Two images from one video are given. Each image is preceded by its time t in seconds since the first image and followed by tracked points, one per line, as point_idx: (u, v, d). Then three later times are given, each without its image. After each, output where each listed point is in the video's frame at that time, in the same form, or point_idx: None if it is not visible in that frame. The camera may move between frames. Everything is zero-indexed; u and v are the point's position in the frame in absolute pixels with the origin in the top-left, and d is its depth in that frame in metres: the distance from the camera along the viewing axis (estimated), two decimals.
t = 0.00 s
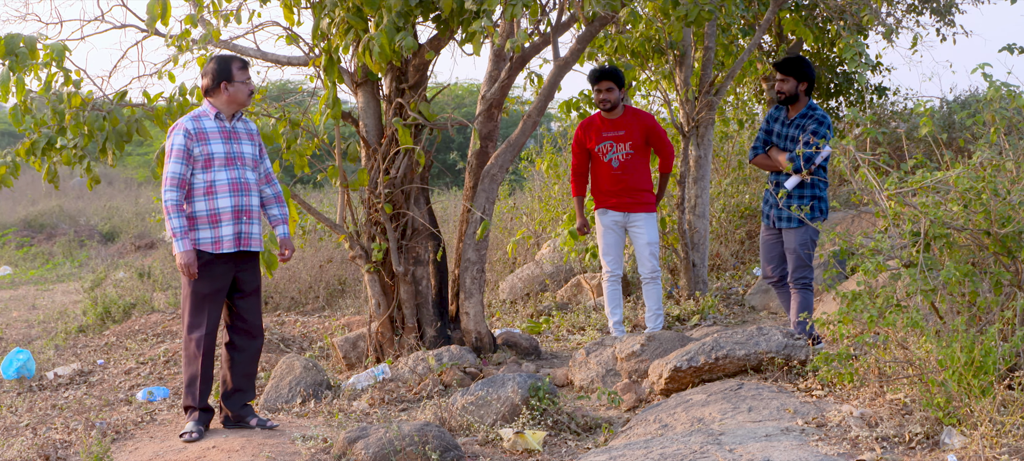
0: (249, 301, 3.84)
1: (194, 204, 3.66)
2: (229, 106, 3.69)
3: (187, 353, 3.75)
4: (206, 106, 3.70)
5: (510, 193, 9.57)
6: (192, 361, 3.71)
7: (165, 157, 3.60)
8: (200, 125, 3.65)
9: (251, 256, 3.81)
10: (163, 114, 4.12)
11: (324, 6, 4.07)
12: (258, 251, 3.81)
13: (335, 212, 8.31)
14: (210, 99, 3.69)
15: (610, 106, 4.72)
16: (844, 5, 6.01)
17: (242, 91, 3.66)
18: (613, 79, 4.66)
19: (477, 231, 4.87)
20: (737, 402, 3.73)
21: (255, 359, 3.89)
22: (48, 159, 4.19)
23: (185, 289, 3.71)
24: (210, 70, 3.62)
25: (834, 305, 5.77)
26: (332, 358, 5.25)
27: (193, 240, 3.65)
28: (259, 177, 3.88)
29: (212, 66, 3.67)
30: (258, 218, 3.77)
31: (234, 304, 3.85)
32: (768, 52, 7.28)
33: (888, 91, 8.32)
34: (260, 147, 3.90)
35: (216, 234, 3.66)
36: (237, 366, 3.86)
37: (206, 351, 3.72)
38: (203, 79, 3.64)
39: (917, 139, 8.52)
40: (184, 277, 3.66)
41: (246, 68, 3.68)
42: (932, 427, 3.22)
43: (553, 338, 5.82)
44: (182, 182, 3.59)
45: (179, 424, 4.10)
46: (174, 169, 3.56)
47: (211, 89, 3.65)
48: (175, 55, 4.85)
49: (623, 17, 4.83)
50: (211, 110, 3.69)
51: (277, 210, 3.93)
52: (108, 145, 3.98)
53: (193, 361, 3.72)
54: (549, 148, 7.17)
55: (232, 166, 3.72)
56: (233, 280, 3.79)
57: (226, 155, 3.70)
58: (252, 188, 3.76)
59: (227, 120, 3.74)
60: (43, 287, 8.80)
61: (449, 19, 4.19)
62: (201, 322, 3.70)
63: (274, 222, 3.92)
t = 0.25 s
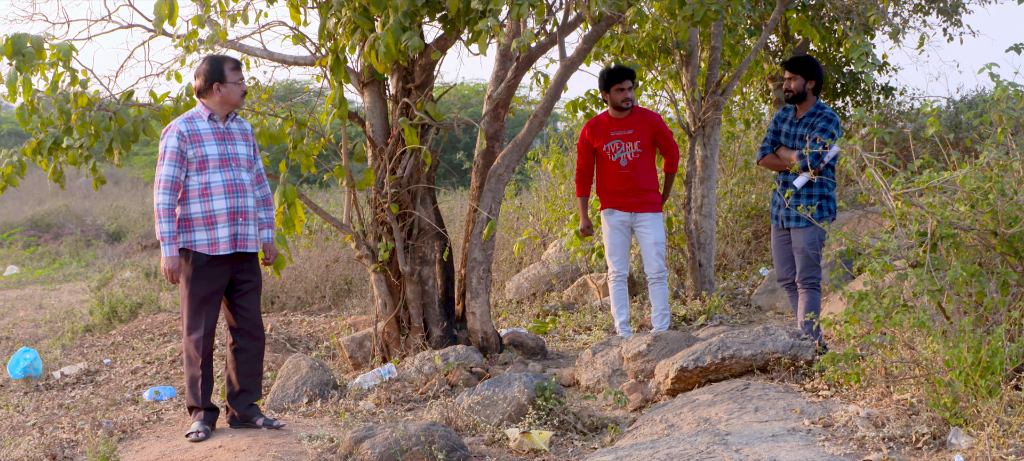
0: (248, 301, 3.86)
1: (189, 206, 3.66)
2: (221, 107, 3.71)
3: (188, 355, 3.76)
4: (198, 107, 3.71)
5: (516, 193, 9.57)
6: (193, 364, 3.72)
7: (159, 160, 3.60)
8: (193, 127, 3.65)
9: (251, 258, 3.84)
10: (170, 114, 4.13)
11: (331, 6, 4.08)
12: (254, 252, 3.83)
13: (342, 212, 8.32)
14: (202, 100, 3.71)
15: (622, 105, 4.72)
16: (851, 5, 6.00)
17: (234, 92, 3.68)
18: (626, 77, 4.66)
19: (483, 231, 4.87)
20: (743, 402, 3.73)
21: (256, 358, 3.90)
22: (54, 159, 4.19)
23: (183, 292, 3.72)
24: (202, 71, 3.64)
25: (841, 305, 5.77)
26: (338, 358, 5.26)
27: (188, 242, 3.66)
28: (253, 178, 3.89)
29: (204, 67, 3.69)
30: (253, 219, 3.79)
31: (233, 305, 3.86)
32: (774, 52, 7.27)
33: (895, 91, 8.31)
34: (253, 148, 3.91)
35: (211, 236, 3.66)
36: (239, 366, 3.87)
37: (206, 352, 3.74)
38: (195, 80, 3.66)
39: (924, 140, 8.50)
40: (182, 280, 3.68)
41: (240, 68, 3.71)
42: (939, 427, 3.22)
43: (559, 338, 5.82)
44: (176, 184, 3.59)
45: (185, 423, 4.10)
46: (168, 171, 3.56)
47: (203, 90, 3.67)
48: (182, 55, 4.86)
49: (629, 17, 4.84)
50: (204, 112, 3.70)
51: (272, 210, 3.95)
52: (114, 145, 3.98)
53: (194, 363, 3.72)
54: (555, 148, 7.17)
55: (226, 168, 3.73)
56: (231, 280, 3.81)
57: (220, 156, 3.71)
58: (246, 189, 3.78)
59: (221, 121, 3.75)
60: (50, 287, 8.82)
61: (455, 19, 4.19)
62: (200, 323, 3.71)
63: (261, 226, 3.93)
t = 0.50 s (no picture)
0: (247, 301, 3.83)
1: (183, 208, 3.67)
2: (214, 108, 3.71)
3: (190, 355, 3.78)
4: (192, 108, 3.71)
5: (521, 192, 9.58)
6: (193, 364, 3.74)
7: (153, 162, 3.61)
8: (186, 129, 3.65)
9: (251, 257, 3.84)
10: (175, 114, 4.13)
11: (336, 6, 4.08)
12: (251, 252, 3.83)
13: (347, 212, 8.33)
14: (196, 100, 3.71)
15: (628, 104, 4.72)
16: (856, 5, 6.00)
17: (226, 93, 3.67)
18: (632, 76, 4.66)
19: (488, 231, 4.88)
20: (748, 402, 3.72)
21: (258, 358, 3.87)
22: (60, 158, 4.20)
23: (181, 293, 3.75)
24: (195, 72, 3.64)
25: (846, 305, 5.76)
26: (343, 358, 5.26)
27: (184, 244, 3.68)
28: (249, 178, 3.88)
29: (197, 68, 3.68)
30: (248, 220, 3.78)
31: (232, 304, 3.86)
32: (780, 52, 7.26)
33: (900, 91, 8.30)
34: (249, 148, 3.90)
35: (206, 238, 3.67)
36: (240, 366, 3.85)
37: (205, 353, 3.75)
38: (189, 81, 3.66)
39: (929, 139, 8.49)
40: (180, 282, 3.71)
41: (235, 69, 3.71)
42: (945, 427, 3.22)
43: (564, 338, 5.82)
44: (170, 187, 3.60)
45: (190, 422, 4.11)
46: (161, 174, 3.58)
47: (196, 91, 3.67)
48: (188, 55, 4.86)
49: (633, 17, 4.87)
50: (197, 113, 3.70)
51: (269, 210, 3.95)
52: (120, 146, 3.98)
53: (194, 364, 3.74)
54: (560, 148, 7.18)
55: (220, 169, 3.72)
56: (229, 280, 3.80)
57: (213, 157, 3.71)
58: (241, 190, 3.77)
59: (214, 123, 3.74)
60: (55, 286, 8.83)
61: (461, 19, 4.20)
62: (198, 323, 3.73)
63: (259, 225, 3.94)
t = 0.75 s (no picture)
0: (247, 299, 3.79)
1: (182, 209, 3.68)
2: (212, 109, 3.70)
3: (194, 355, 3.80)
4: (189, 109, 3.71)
5: (528, 192, 9.58)
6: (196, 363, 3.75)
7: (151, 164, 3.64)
8: (183, 130, 3.66)
9: (252, 256, 3.81)
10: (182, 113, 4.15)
11: (342, 6, 4.09)
12: (252, 252, 3.79)
13: (354, 211, 8.34)
14: (194, 101, 3.71)
15: (635, 104, 4.72)
16: (863, 4, 5.99)
17: (224, 94, 3.68)
18: (638, 76, 4.66)
19: (495, 231, 4.87)
20: (755, 402, 3.72)
21: (259, 357, 3.82)
22: (67, 157, 4.22)
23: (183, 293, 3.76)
24: (192, 72, 3.64)
25: (853, 305, 5.76)
26: (350, 357, 5.27)
27: (184, 246, 3.68)
28: (250, 178, 3.86)
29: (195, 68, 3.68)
30: (246, 220, 3.74)
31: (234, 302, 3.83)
32: (786, 51, 7.26)
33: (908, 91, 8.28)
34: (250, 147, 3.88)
35: (204, 238, 3.66)
36: (242, 364, 3.82)
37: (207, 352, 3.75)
38: (186, 81, 3.66)
39: (936, 139, 8.48)
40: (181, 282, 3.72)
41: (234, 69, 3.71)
42: (952, 427, 3.21)
43: (571, 337, 5.82)
44: (167, 188, 3.61)
45: (197, 422, 4.11)
46: (158, 176, 3.59)
47: (194, 91, 3.67)
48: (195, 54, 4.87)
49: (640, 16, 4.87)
50: (194, 113, 3.70)
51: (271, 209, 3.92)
52: (126, 145, 3.99)
53: (197, 363, 3.75)
54: (567, 148, 7.19)
55: (217, 169, 3.71)
56: (228, 278, 3.78)
57: (210, 157, 3.69)
58: (239, 190, 3.74)
59: (212, 123, 3.74)
60: (62, 285, 8.85)
61: (467, 18, 4.20)
62: (199, 323, 3.73)
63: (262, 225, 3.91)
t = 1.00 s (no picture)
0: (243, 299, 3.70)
1: (187, 210, 3.69)
2: (219, 110, 3.67)
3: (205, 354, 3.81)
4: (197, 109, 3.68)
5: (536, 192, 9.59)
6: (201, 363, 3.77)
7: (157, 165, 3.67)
8: (187, 131, 3.66)
9: (257, 258, 3.77)
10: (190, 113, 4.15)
11: (350, 5, 4.10)
12: (256, 253, 3.75)
13: (362, 211, 8.35)
14: (201, 101, 3.68)
15: (642, 104, 4.72)
16: (871, 4, 5.99)
17: (231, 95, 3.63)
18: (645, 76, 4.66)
19: (502, 231, 4.88)
20: (763, 402, 3.72)
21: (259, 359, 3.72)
22: (75, 157, 4.23)
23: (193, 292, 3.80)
24: (199, 73, 3.61)
25: (862, 305, 5.75)
26: (358, 357, 5.28)
27: (188, 247, 3.69)
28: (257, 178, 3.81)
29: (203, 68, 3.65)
30: (249, 221, 3.70)
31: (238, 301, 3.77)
32: (794, 51, 7.26)
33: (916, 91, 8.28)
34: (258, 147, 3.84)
35: (205, 240, 3.64)
36: (241, 367, 3.73)
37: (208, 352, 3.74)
38: (193, 82, 3.63)
39: (944, 139, 8.47)
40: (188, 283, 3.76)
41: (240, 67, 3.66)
42: (960, 428, 3.21)
43: (578, 337, 5.82)
44: (170, 189, 3.63)
45: (205, 421, 4.13)
46: (161, 177, 3.61)
47: (201, 92, 3.64)
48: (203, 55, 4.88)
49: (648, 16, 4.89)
50: (200, 114, 3.68)
51: (279, 210, 3.87)
52: (134, 145, 4.00)
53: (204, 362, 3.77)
54: (574, 148, 7.20)
55: (221, 170, 3.68)
56: (230, 278, 3.74)
57: (213, 158, 3.67)
58: (242, 191, 3.70)
59: (218, 124, 3.71)
60: (71, 285, 8.88)
61: (475, 18, 4.21)
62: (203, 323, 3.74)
63: (271, 225, 3.87)
